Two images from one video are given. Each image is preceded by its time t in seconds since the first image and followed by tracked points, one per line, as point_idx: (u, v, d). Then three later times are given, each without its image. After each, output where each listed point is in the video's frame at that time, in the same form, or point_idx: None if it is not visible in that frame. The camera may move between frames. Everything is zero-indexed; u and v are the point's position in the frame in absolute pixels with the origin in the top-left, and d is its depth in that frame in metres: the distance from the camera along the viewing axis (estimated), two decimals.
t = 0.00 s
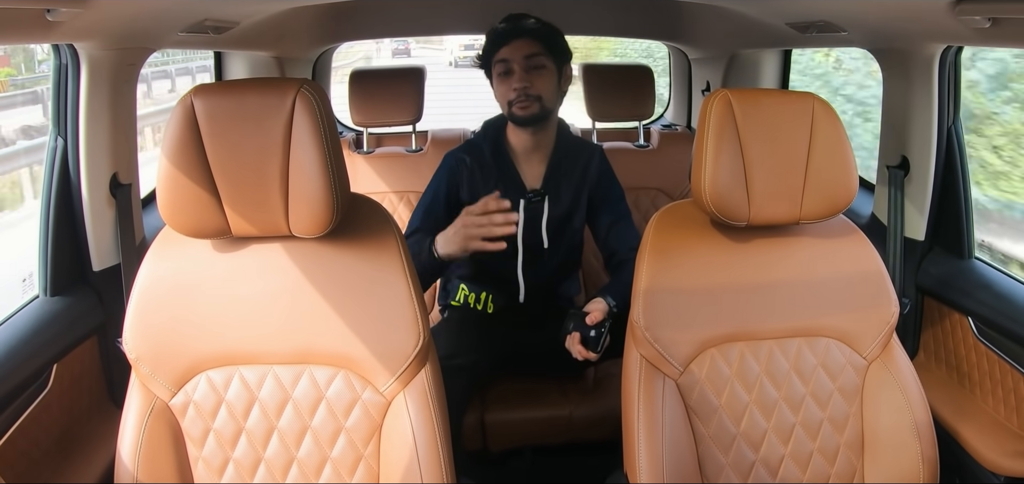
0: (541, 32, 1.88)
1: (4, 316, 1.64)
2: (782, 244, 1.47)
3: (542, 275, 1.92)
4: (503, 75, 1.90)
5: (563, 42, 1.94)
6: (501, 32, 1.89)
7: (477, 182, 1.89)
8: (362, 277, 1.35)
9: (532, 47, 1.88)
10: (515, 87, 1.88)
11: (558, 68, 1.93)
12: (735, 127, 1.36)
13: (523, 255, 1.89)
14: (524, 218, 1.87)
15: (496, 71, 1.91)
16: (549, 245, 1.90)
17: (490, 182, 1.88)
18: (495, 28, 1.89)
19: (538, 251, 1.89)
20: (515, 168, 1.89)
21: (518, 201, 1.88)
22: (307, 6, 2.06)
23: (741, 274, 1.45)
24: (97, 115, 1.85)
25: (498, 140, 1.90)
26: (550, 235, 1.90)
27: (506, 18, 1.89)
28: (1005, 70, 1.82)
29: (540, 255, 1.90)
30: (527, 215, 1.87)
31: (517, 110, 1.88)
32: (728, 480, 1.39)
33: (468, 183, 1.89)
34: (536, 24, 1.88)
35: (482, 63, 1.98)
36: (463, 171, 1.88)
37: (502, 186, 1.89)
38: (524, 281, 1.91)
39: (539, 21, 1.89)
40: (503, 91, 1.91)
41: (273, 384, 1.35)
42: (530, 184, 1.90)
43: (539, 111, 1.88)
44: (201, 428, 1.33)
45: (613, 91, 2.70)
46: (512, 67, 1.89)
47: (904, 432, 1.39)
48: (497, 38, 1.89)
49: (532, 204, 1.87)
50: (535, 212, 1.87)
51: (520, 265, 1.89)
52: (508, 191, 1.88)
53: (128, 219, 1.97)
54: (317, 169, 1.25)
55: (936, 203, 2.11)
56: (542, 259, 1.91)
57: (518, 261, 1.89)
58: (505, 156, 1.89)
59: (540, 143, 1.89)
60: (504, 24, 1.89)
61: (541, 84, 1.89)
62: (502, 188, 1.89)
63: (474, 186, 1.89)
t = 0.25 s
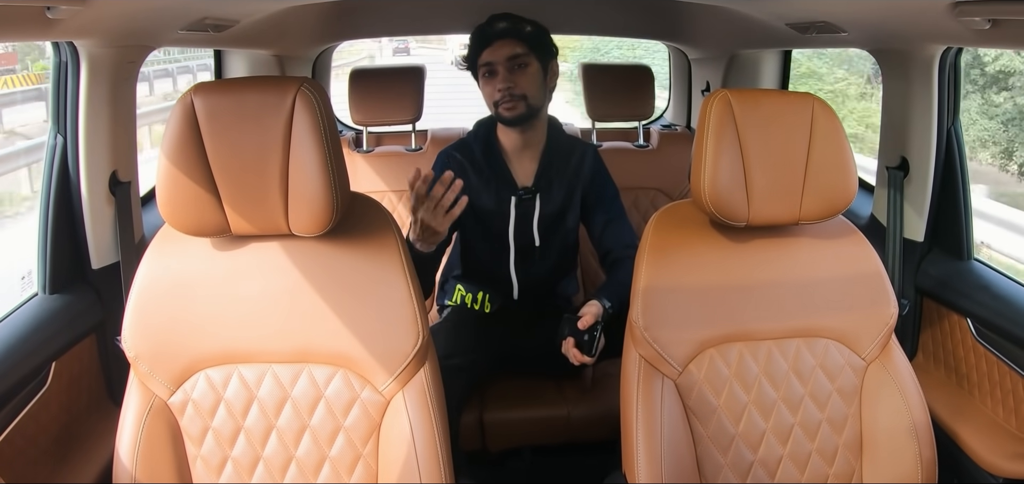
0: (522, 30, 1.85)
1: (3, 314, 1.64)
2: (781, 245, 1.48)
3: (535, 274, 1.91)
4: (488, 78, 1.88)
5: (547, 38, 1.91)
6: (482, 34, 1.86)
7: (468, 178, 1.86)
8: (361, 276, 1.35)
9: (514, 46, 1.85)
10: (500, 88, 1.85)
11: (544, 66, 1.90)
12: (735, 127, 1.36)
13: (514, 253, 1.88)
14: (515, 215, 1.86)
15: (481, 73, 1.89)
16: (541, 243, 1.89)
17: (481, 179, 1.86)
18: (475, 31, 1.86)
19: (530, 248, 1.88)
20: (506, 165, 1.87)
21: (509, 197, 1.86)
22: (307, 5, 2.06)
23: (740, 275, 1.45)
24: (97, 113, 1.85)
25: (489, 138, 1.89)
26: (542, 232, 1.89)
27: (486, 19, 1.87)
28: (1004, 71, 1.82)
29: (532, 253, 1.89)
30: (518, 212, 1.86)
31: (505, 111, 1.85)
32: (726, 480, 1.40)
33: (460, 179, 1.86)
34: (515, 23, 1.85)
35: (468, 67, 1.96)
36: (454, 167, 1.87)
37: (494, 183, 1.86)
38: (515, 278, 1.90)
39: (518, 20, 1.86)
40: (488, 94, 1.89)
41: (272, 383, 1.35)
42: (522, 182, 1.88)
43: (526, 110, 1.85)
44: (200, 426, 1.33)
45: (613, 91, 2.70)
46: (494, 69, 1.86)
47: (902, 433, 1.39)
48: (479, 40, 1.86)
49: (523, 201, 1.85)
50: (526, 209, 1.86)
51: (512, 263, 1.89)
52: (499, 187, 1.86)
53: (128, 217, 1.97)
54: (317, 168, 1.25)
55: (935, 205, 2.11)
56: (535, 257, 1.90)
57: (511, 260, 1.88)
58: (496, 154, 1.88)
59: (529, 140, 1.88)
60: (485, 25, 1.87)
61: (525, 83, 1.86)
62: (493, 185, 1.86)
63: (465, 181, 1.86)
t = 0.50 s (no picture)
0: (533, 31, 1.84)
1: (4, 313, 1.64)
2: (782, 241, 1.47)
3: (537, 273, 1.91)
4: (494, 75, 1.86)
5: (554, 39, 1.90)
6: (490, 30, 1.84)
7: (466, 183, 1.87)
8: (362, 273, 1.35)
9: (525, 47, 1.84)
10: (507, 87, 1.85)
11: (550, 67, 1.90)
12: (735, 123, 1.36)
13: (516, 252, 1.89)
14: (515, 215, 1.87)
15: (486, 70, 1.87)
16: (541, 241, 1.90)
17: (479, 182, 1.87)
18: (486, 27, 1.83)
19: (531, 247, 1.89)
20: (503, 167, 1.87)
21: (507, 198, 1.87)
22: (307, 2, 2.06)
23: (741, 271, 1.45)
24: (98, 112, 1.85)
25: (485, 138, 1.88)
26: (542, 230, 1.90)
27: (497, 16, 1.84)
28: (1002, 68, 1.82)
29: (533, 250, 1.90)
30: (518, 212, 1.88)
31: (509, 110, 1.86)
32: (728, 477, 1.40)
33: (458, 184, 1.86)
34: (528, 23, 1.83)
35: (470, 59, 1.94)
36: (452, 172, 1.86)
37: (492, 185, 1.87)
38: (518, 278, 1.90)
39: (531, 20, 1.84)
40: (494, 91, 1.88)
41: (273, 380, 1.35)
42: (519, 181, 1.89)
43: (530, 112, 1.86)
44: (201, 424, 1.33)
45: (613, 88, 2.70)
46: (503, 67, 1.85)
47: (903, 429, 1.39)
48: (488, 36, 1.84)
49: (522, 201, 1.87)
50: (525, 208, 1.88)
51: (513, 264, 1.89)
52: (498, 189, 1.87)
53: (128, 216, 1.97)
54: (317, 167, 1.25)
55: (936, 201, 2.11)
56: (536, 254, 1.91)
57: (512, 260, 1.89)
58: (493, 155, 1.88)
59: (529, 140, 1.88)
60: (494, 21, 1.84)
61: (533, 85, 1.86)
62: (491, 187, 1.88)
63: (464, 186, 1.86)
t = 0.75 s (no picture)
0: (538, 45, 1.81)
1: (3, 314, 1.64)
2: (781, 242, 1.48)
3: (535, 280, 1.91)
4: (496, 87, 1.82)
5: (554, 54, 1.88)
6: (496, 41, 1.80)
7: (461, 196, 1.84)
8: (361, 274, 1.35)
9: (530, 61, 1.81)
10: (510, 100, 1.81)
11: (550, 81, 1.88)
12: (734, 124, 1.36)
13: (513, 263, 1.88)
14: (512, 226, 1.85)
15: (488, 82, 1.83)
16: (538, 249, 1.90)
17: (474, 194, 1.84)
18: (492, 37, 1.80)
19: (528, 256, 1.89)
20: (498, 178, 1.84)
21: (503, 209, 1.84)
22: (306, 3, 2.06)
23: (740, 273, 1.45)
24: (97, 113, 1.85)
25: (479, 149, 1.86)
26: (539, 238, 1.90)
27: (503, 27, 1.80)
28: (1001, 70, 1.82)
29: (531, 259, 1.89)
30: (515, 223, 1.85)
31: (509, 123, 1.82)
32: (727, 478, 1.40)
33: (452, 196, 1.84)
34: (534, 37, 1.81)
35: (468, 67, 1.88)
36: (447, 185, 1.84)
37: (487, 196, 1.84)
38: (516, 288, 1.89)
39: (536, 33, 1.82)
40: (494, 103, 1.83)
41: (272, 382, 1.35)
42: (515, 191, 1.87)
43: (531, 127, 1.83)
44: (200, 425, 1.33)
45: (612, 89, 2.70)
46: (507, 80, 1.81)
47: (902, 430, 1.39)
48: (493, 47, 1.80)
49: (519, 212, 1.85)
50: (522, 218, 1.85)
51: (511, 274, 1.89)
52: (493, 202, 1.84)
53: (127, 217, 1.96)
54: (316, 168, 1.25)
55: (935, 202, 2.11)
56: (533, 263, 1.90)
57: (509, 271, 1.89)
58: (487, 166, 1.85)
59: (525, 152, 1.87)
60: (501, 32, 1.80)
61: (535, 100, 1.83)
62: (487, 199, 1.84)
63: (459, 199, 1.84)
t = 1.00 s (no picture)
0: (524, 45, 1.80)
1: None
2: (780, 244, 1.48)
3: (521, 285, 1.91)
4: (480, 86, 1.81)
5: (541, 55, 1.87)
6: (482, 39, 1.79)
7: (443, 202, 1.84)
8: (359, 272, 1.35)
9: (515, 61, 1.80)
10: (494, 100, 1.80)
11: (536, 81, 1.87)
12: (733, 125, 1.36)
13: (499, 267, 1.88)
14: (496, 230, 1.85)
15: (472, 80, 1.82)
16: (525, 251, 1.90)
17: (457, 199, 1.84)
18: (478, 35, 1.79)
19: (515, 259, 1.89)
20: (479, 181, 1.84)
21: (487, 213, 1.85)
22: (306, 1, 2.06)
23: (739, 274, 1.45)
24: (96, 109, 1.85)
25: (459, 154, 1.85)
26: (525, 241, 1.90)
27: (490, 25, 1.79)
28: (1000, 73, 1.82)
29: (517, 264, 1.89)
30: (499, 226, 1.85)
31: (492, 124, 1.81)
32: (723, 479, 1.40)
33: (435, 202, 1.84)
34: (521, 37, 1.80)
35: (453, 65, 1.88)
36: (428, 192, 1.84)
37: (470, 201, 1.85)
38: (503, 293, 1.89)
39: (523, 33, 1.81)
40: (478, 102, 1.82)
41: (270, 379, 1.35)
42: (498, 194, 1.87)
43: (514, 128, 1.82)
44: (197, 422, 1.33)
45: (612, 89, 2.70)
46: (492, 79, 1.80)
47: (899, 432, 1.39)
48: (478, 46, 1.79)
49: (503, 214, 1.85)
50: (506, 221, 1.86)
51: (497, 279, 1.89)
52: (476, 206, 1.85)
53: (125, 213, 1.96)
54: (315, 167, 1.25)
55: (933, 205, 2.11)
56: (520, 267, 1.90)
57: (495, 275, 1.88)
58: (468, 171, 1.85)
59: (508, 152, 1.85)
60: (487, 31, 1.79)
61: (520, 100, 1.82)
62: (469, 203, 1.85)
63: (441, 205, 1.84)
